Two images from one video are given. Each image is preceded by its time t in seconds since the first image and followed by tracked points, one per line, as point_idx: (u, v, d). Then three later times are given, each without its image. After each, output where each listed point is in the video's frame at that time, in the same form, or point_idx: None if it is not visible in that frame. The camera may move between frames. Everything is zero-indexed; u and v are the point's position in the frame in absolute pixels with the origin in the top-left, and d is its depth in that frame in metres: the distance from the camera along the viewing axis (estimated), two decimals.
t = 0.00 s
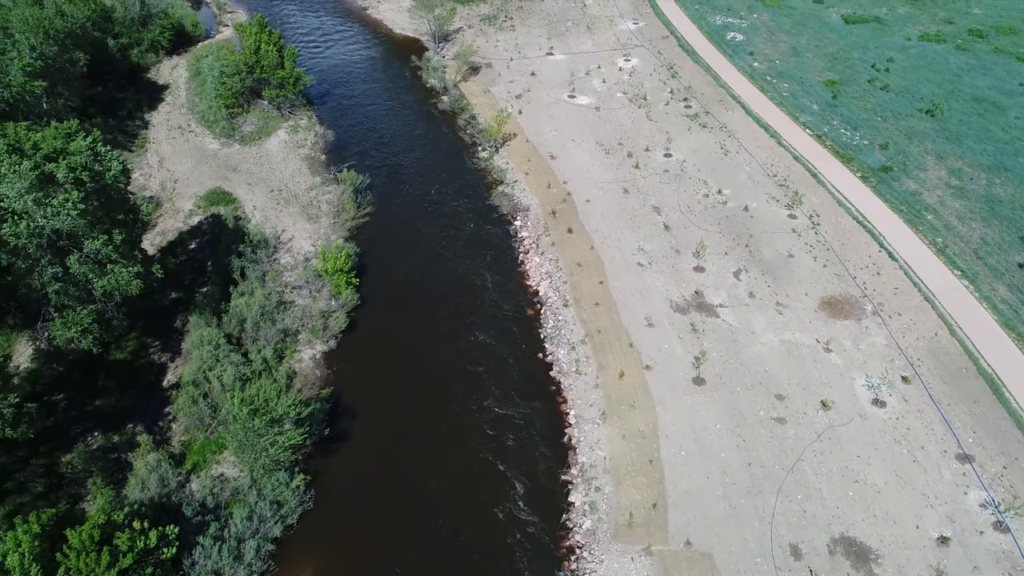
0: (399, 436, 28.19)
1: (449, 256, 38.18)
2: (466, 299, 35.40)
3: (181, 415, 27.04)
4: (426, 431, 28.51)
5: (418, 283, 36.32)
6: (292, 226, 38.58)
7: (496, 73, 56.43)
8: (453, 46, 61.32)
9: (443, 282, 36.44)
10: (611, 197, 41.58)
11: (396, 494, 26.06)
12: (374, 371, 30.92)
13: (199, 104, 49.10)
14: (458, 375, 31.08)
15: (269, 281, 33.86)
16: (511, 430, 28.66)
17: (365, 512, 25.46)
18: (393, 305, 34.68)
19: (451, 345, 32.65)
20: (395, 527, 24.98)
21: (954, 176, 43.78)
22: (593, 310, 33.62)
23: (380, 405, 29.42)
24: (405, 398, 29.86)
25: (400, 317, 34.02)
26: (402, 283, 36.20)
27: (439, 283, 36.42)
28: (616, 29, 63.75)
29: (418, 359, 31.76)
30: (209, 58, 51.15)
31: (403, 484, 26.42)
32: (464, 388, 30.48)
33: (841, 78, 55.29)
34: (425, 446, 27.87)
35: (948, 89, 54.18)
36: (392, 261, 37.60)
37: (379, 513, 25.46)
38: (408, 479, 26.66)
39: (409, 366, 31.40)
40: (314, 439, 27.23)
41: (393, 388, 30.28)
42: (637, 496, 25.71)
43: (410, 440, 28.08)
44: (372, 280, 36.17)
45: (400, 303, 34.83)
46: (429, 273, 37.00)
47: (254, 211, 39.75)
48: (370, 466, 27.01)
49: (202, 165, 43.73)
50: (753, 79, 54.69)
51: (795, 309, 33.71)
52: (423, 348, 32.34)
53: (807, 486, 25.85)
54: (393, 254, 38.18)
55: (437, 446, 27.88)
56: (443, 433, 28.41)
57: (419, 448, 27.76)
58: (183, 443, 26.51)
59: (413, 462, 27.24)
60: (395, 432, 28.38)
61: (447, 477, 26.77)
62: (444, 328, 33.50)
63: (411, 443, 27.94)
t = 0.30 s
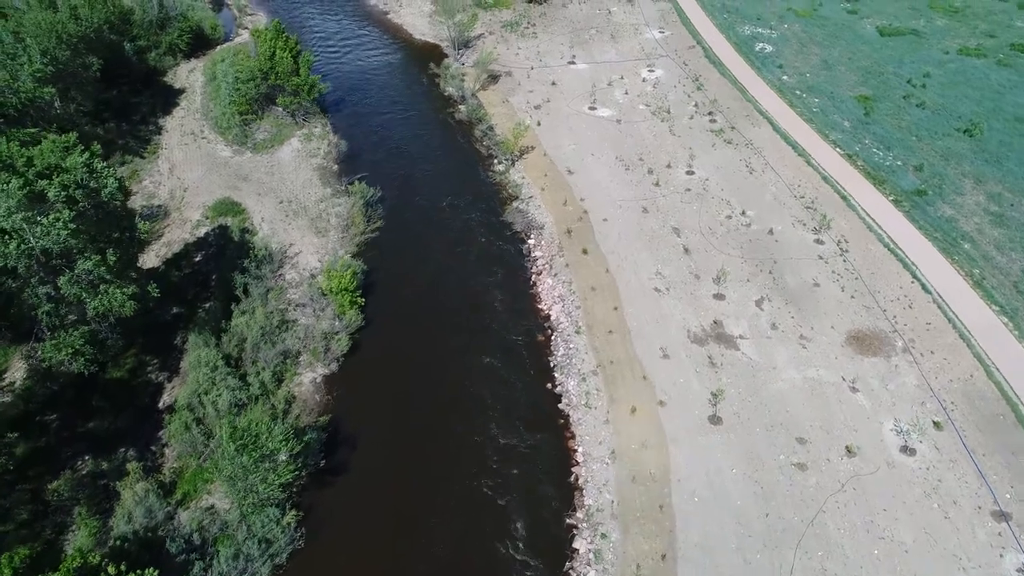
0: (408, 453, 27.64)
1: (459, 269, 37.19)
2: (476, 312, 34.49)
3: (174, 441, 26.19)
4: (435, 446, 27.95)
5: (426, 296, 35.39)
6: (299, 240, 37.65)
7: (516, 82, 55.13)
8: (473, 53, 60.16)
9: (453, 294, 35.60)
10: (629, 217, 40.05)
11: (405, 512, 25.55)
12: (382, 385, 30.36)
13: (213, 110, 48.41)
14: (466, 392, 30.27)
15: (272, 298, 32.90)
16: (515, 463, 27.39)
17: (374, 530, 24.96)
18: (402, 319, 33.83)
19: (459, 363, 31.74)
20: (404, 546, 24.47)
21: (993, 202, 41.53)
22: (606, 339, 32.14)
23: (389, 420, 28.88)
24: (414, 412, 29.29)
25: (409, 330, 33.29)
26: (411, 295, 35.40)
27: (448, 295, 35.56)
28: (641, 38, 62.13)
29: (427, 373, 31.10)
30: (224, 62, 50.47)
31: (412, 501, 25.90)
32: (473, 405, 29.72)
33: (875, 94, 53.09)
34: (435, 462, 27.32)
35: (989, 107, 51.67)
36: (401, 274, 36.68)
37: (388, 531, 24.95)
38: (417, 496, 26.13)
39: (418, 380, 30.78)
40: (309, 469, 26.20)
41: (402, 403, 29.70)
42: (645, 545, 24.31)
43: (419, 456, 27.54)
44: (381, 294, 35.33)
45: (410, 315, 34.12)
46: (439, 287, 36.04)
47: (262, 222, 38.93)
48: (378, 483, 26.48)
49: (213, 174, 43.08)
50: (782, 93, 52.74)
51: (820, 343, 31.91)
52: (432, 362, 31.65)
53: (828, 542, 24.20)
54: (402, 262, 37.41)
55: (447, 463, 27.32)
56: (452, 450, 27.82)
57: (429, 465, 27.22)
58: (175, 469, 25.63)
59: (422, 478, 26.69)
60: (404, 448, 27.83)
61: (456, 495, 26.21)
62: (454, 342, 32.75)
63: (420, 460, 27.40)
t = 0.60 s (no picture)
0: (414, 463, 27.34)
1: (466, 285, 36.09)
2: (483, 325, 33.69)
3: (162, 470, 25.25)
4: (441, 456, 27.65)
5: (433, 306, 34.77)
6: (303, 255, 36.66)
7: (533, 91, 53.77)
8: (490, 60, 58.89)
9: (459, 308, 34.68)
10: (645, 237, 38.51)
11: (412, 522, 25.33)
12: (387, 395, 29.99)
13: (223, 117, 47.63)
14: (471, 406, 29.70)
15: (271, 318, 31.90)
16: (517, 500, 26.15)
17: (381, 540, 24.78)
18: (407, 332, 33.14)
19: (464, 377, 31.06)
20: (411, 557, 24.31)
21: None
22: (616, 369, 30.71)
23: (394, 430, 28.57)
24: (420, 422, 28.95)
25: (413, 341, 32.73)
26: (417, 307, 34.72)
27: (455, 309, 34.62)
28: (663, 47, 60.45)
29: (433, 383, 30.67)
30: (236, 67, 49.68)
31: (419, 511, 25.68)
32: (479, 417, 29.24)
33: (906, 111, 50.96)
34: (441, 472, 27.05)
35: None
36: (407, 287, 35.81)
37: (395, 542, 24.76)
38: (424, 506, 25.89)
39: (423, 390, 30.38)
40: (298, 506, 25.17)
41: (407, 413, 29.33)
42: None
43: (425, 466, 27.27)
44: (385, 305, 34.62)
45: (415, 325, 33.62)
46: (445, 302, 35.08)
47: (267, 236, 38.02)
48: (384, 493, 26.23)
49: (220, 183, 42.30)
50: (808, 107, 50.80)
51: (843, 380, 30.14)
52: (438, 373, 31.19)
53: None
54: (410, 275, 36.60)
55: (454, 474, 27.01)
56: (458, 460, 27.51)
57: (435, 475, 26.95)
58: (162, 500, 24.74)
59: (429, 489, 26.42)
60: (410, 459, 27.53)
61: (463, 505, 25.96)
62: (459, 353, 32.20)
63: (426, 470, 27.12)
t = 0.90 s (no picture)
0: (416, 470, 27.30)
1: (470, 293, 35.72)
2: (485, 333, 33.40)
3: (145, 503, 24.26)
4: (443, 463, 27.61)
5: (435, 313, 34.51)
6: (303, 272, 35.62)
7: (547, 101, 52.37)
8: (504, 69, 57.57)
9: (461, 317, 34.31)
10: (658, 259, 36.96)
11: (414, 529, 25.34)
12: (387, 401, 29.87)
13: (230, 125, 46.75)
14: (472, 414, 29.57)
15: (267, 340, 30.86)
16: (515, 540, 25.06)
17: (383, 548, 24.77)
18: (408, 339, 32.87)
19: (465, 385, 30.85)
20: (414, 564, 24.34)
21: None
22: (623, 403, 29.33)
23: (394, 437, 28.50)
24: (421, 429, 28.88)
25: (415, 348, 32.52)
26: (420, 313, 34.44)
27: (457, 318, 34.23)
28: (681, 56, 58.81)
29: (434, 391, 30.51)
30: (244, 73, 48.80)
31: (421, 518, 25.70)
32: (480, 425, 29.10)
33: (935, 128, 48.95)
34: (442, 480, 26.99)
35: None
36: (409, 293, 35.51)
37: (397, 549, 24.76)
38: (426, 512, 25.90)
39: (424, 397, 30.23)
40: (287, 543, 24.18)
41: (407, 420, 29.21)
42: None
43: (426, 473, 27.23)
44: (387, 310, 34.37)
45: (417, 331, 33.41)
46: (448, 310, 34.70)
47: (267, 251, 37.02)
48: (386, 501, 26.21)
49: (223, 194, 41.40)
50: (832, 123, 48.93)
51: (865, 420, 28.43)
52: (439, 380, 31.05)
53: None
54: (412, 283, 36.16)
55: (455, 481, 26.96)
56: (460, 468, 27.46)
57: (437, 482, 26.90)
58: (145, 535, 23.78)
59: (431, 496, 26.38)
60: (411, 466, 27.48)
61: (465, 512, 25.92)
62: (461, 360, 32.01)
63: (427, 476, 27.09)
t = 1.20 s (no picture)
0: (418, 476, 27.16)
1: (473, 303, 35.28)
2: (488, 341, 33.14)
3: (125, 541, 23.09)
4: (445, 468, 27.46)
5: (438, 320, 34.28)
6: (302, 290, 34.53)
7: (559, 112, 51.00)
8: (516, 77, 56.25)
9: (464, 326, 33.93)
10: (669, 282, 35.47)
11: (417, 535, 25.21)
12: (389, 407, 29.69)
13: (234, 134, 45.92)
14: (474, 421, 29.36)
15: (260, 364, 29.74)
16: None
17: (385, 553, 24.66)
18: (410, 347, 32.64)
19: (467, 391, 30.66)
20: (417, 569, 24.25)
21: None
22: (629, 441, 27.93)
23: (396, 443, 28.35)
24: (423, 436, 28.71)
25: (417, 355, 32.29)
26: (423, 322, 34.14)
27: (459, 328, 33.87)
28: (699, 67, 57.20)
29: (436, 397, 30.29)
30: (250, 81, 47.96)
31: (424, 523, 25.58)
32: (481, 432, 28.89)
33: (963, 146, 47.00)
34: (444, 486, 26.83)
35: None
36: (412, 300, 35.26)
37: (400, 555, 24.64)
38: (428, 518, 25.77)
39: (425, 404, 30.06)
40: None
41: (409, 426, 29.05)
42: None
43: (429, 479, 27.08)
44: (390, 316, 34.12)
45: (419, 338, 33.17)
46: (451, 320, 34.30)
47: (266, 267, 35.97)
48: (388, 508, 26.03)
49: (224, 206, 40.48)
50: (855, 139, 47.13)
51: (886, 465, 26.78)
52: (441, 387, 30.85)
53: None
54: (415, 292, 35.77)
55: (457, 487, 26.81)
56: (461, 474, 27.27)
57: (438, 488, 26.74)
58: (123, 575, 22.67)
59: (433, 502, 26.23)
60: (413, 472, 27.33)
61: (467, 517, 25.82)
62: (463, 368, 31.79)
63: (428, 482, 26.94)
